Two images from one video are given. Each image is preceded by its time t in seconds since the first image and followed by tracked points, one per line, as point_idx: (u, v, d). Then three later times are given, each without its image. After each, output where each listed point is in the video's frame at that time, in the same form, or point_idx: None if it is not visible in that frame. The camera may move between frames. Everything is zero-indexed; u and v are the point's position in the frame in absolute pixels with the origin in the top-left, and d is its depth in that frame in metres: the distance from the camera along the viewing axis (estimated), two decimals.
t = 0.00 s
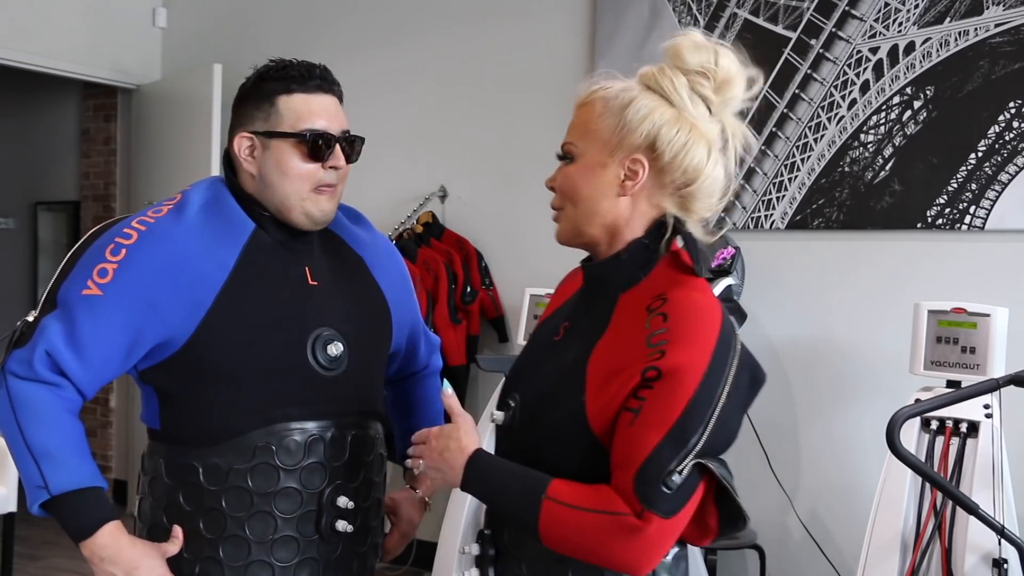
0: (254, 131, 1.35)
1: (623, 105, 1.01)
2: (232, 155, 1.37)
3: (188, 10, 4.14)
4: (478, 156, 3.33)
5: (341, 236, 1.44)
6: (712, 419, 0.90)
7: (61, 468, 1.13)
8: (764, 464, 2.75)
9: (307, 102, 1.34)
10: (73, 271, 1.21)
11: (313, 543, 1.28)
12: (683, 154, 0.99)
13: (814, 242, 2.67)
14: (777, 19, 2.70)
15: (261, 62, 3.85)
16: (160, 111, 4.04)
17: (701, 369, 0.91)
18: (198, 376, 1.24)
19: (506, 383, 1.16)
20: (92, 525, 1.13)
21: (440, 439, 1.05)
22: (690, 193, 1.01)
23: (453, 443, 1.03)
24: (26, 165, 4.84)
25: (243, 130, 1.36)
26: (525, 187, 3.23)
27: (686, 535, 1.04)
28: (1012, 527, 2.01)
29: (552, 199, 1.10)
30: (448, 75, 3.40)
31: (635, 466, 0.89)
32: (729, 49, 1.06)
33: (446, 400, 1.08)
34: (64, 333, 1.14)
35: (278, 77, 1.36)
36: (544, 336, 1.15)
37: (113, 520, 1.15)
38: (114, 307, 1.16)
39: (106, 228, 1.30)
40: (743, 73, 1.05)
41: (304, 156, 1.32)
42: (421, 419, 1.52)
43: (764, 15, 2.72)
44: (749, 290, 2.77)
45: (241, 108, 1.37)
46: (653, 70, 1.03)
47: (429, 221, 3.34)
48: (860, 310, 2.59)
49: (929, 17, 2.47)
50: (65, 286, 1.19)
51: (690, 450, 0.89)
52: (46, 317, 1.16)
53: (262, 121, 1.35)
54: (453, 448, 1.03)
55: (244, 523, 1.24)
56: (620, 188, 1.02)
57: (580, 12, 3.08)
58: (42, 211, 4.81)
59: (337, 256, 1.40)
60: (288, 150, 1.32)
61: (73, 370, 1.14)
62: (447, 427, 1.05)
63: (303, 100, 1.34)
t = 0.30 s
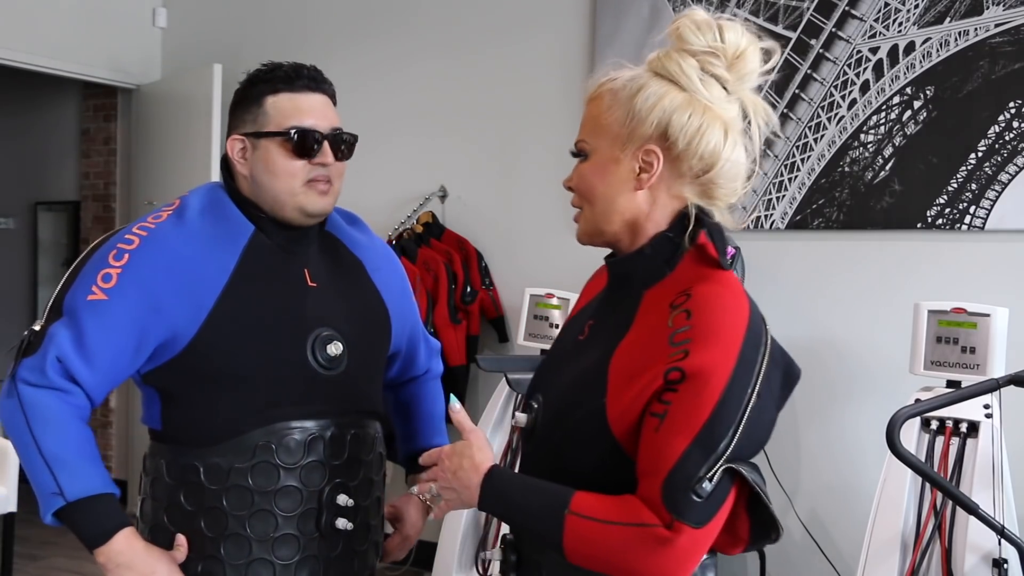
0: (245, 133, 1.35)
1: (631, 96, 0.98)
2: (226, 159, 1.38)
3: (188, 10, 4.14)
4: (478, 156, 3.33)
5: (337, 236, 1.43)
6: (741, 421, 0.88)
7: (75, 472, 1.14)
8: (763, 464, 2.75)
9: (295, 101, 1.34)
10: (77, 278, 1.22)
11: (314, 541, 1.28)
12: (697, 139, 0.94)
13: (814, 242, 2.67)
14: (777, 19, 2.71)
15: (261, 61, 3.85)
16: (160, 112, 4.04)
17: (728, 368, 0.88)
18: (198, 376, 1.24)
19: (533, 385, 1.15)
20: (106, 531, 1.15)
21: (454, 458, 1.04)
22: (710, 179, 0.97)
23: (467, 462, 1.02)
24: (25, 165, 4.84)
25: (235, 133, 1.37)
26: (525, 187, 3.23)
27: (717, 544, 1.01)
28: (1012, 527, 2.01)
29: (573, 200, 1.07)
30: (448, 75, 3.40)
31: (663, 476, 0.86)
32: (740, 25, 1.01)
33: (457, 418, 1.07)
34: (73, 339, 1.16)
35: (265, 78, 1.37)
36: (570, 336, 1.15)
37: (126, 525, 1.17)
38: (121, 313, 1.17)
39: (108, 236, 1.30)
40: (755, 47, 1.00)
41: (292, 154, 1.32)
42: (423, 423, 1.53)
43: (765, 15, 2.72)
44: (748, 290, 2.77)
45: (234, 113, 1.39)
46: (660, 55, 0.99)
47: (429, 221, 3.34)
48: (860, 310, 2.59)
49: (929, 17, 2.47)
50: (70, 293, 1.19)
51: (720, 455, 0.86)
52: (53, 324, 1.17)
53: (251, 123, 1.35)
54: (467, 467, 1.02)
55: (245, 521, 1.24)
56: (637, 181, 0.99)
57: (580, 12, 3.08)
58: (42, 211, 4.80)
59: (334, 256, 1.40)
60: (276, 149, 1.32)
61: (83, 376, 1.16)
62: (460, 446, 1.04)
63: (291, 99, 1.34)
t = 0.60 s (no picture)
0: (240, 137, 1.37)
1: (636, 88, 0.98)
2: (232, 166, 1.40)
3: (188, 10, 4.14)
4: (478, 156, 3.33)
5: (346, 239, 1.43)
6: (744, 429, 0.87)
7: (93, 469, 1.16)
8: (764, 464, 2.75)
9: (279, 104, 1.34)
10: (90, 281, 1.23)
11: (314, 539, 1.28)
12: (701, 135, 0.93)
13: (814, 242, 2.67)
14: (777, 19, 2.71)
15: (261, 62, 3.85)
16: (160, 112, 4.04)
17: (730, 375, 0.87)
18: (201, 374, 1.24)
19: (545, 386, 1.15)
20: (122, 529, 1.15)
21: (461, 470, 1.05)
22: (715, 175, 0.95)
23: (473, 475, 1.03)
24: (25, 165, 4.84)
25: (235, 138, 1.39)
26: (524, 187, 3.23)
27: (727, 551, 1.01)
28: (1012, 527, 2.01)
29: (580, 195, 1.08)
30: (448, 75, 3.40)
31: (664, 486, 0.86)
32: (752, 16, 1.00)
33: (461, 430, 1.07)
34: (89, 340, 1.17)
35: (257, 86, 1.38)
36: (580, 336, 1.15)
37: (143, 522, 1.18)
38: (134, 313, 1.19)
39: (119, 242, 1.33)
40: (766, 41, 0.99)
41: (272, 156, 1.31)
42: (433, 425, 1.50)
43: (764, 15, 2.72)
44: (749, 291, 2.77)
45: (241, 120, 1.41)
46: (668, 47, 0.99)
47: (429, 221, 3.34)
48: (860, 310, 2.59)
49: (929, 17, 2.47)
50: (83, 295, 1.21)
51: (722, 464, 0.86)
52: (68, 326, 1.19)
53: (245, 127, 1.37)
54: (473, 479, 1.02)
55: (247, 518, 1.24)
56: (640, 177, 0.99)
57: (579, 12, 3.08)
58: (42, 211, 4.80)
59: (339, 256, 1.39)
60: (258, 152, 1.32)
61: (99, 375, 1.18)
62: (467, 459, 1.05)
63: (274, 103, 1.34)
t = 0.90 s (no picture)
0: (253, 143, 1.36)
1: (633, 89, 0.98)
2: (241, 168, 1.40)
3: (188, 10, 4.14)
4: (478, 156, 3.33)
5: (352, 241, 1.42)
6: (741, 437, 0.87)
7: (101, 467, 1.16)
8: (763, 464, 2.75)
9: (296, 115, 1.33)
10: (99, 285, 1.25)
11: (314, 536, 1.27)
12: (701, 134, 0.93)
13: (814, 242, 2.67)
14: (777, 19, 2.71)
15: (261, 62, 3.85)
16: (160, 112, 4.04)
17: (727, 383, 0.87)
18: (203, 370, 1.24)
19: (544, 386, 1.15)
20: (128, 525, 1.16)
21: (457, 474, 1.04)
22: (716, 174, 0.95)
23: (467, 479, 1.02)
24: (25, 165, 4.84)
25: (245, 143, 1.37)
26: (524, 187, 3.23)
27: (722, 556, 1.01)
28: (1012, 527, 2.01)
29: (580, 197, 1.08)
30: (448, 75, 3.40)
31: (659, 494, 0.86)
32: (749, 9, 1.00)
33: (458, 433, 1.07)
34: (98, 342, 1.19)
35: (272, 91, 1.36)
36: (580, 336, 1.15)
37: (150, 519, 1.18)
38: (140, 314, 1.20)
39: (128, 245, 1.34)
40: (764, 33, 0.99)
41: (290, 167, 1.31)
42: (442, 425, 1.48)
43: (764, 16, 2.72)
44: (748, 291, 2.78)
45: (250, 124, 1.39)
46: (666, 44, 0.98)
47: (429, 221, 3.33)
48: (860, 310, 2.59)
49: (929, 17, 2.47)
50: (93, 298, 1.23)
51: (718, 472, 0.86)
52: (79, 329, 1.21)
53: (258, 134, 1.35)
54: (467, 484, 1.02)
55: (247, 514, 1.24)
56: (639, 178, 0.99)
57: (580, 12, 3.09)
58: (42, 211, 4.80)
59: (345, 257, 1.39)
60: (275, 162, 1.32)
61: (108, 377, 1.19)
62: (463, 463, 1.04)
63: (291, 112, 1.33)
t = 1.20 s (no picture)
0: (257, 141, 1.36)
1: (619, 91, 0.98)
2: (240, 165, 1.39)
3: (188, 10, 4.14)
4: (478, 156, 3.33)
5: (349, 240, 1.42)
6: (739, 440, 0.87)
7: (90, 467, 1.16)
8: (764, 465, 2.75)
9: (305, 114, 1.33)
10: (94, 291, 1.25)
11: (311, 536, 1.27)
12: (686, 130, 0.93)
13: (813, 242, 2.67)
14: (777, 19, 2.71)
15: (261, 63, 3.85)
16: (160, 112, 4.04)
17: (725, 385, 0.87)
18: (201, 371, 1.24)
19: (541, 385, 1.15)
20: (117, 518, 1.15)
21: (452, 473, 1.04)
22: (704, 170, 0.95)
23: (463, 480, 1.02)
24: (24, 165, 4.84)
25: (247, 139, 1.38)
26: (524, 186, 3.23)
27: (718, 559, 1.01)
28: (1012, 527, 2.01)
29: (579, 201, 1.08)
30: (448, 75, 3.40)
31: (655, 496, 0.86)
32: (734, 6, 1.00)
33: (454, 433, 1.07)
34: (90, 347, 1.19)
35: (279, 89, 1.36)
36: (578, 335, 1.15)
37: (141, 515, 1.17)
38: (132, 316, 1.20)
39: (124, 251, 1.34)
40: (748, 28, 0.98)
41: (296, 167, 1.32)
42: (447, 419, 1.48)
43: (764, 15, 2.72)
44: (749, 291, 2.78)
45: (251, 121, 1.39)
46: (652, 45, 0.98)
47: (429, 221, 3.33)
48: (860, 310, 2.59)
49: (929, 17, 2.47)
50: (89, 303, 1.23)
51: (716, 474, 0.86)
52: (73, 334, 1.21)
53: (262, 131, 1.36)
54: (464, 484, 1.02)
55: (243, 514, 1.23)
56: (631, 179, 0.99)
57: (580, 12, 3.09)
58: (42, 211, 4.79)
59: (342, 257, 1.39)
60: (281, 161, 1.32)
61: (101, 381, 1.19)
62: (459, 463, 1.04)
63: (300, 112, 1.34)
